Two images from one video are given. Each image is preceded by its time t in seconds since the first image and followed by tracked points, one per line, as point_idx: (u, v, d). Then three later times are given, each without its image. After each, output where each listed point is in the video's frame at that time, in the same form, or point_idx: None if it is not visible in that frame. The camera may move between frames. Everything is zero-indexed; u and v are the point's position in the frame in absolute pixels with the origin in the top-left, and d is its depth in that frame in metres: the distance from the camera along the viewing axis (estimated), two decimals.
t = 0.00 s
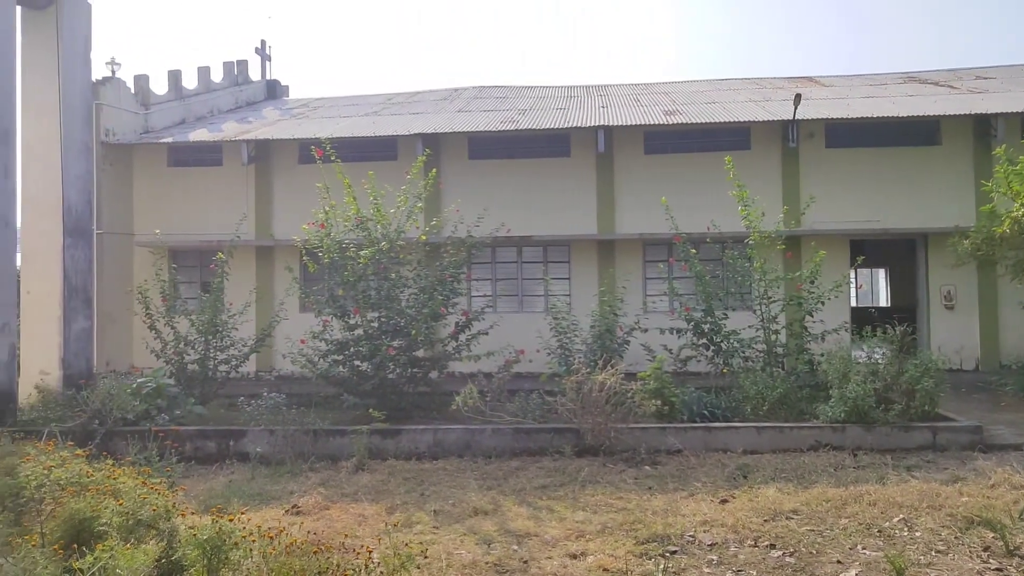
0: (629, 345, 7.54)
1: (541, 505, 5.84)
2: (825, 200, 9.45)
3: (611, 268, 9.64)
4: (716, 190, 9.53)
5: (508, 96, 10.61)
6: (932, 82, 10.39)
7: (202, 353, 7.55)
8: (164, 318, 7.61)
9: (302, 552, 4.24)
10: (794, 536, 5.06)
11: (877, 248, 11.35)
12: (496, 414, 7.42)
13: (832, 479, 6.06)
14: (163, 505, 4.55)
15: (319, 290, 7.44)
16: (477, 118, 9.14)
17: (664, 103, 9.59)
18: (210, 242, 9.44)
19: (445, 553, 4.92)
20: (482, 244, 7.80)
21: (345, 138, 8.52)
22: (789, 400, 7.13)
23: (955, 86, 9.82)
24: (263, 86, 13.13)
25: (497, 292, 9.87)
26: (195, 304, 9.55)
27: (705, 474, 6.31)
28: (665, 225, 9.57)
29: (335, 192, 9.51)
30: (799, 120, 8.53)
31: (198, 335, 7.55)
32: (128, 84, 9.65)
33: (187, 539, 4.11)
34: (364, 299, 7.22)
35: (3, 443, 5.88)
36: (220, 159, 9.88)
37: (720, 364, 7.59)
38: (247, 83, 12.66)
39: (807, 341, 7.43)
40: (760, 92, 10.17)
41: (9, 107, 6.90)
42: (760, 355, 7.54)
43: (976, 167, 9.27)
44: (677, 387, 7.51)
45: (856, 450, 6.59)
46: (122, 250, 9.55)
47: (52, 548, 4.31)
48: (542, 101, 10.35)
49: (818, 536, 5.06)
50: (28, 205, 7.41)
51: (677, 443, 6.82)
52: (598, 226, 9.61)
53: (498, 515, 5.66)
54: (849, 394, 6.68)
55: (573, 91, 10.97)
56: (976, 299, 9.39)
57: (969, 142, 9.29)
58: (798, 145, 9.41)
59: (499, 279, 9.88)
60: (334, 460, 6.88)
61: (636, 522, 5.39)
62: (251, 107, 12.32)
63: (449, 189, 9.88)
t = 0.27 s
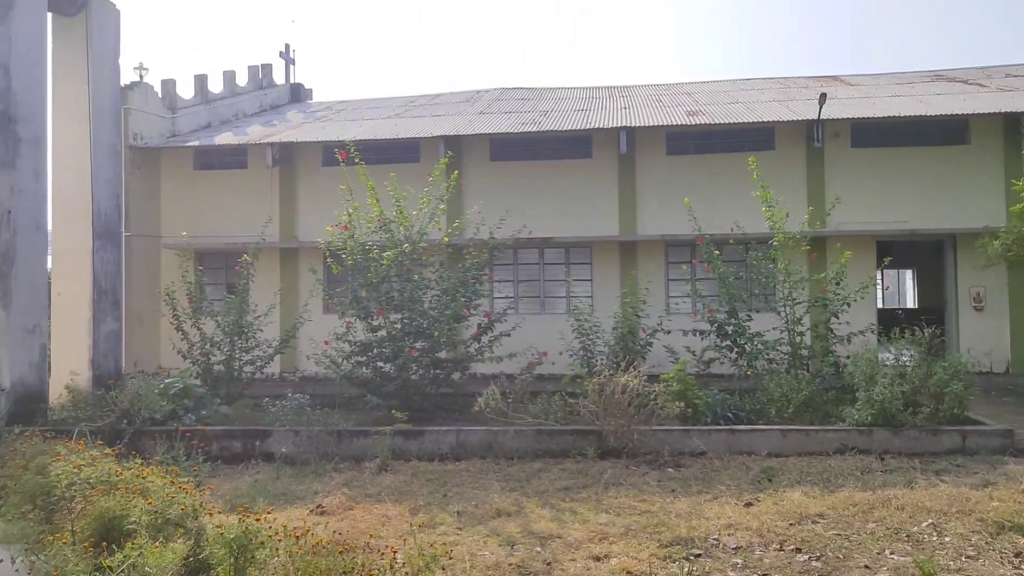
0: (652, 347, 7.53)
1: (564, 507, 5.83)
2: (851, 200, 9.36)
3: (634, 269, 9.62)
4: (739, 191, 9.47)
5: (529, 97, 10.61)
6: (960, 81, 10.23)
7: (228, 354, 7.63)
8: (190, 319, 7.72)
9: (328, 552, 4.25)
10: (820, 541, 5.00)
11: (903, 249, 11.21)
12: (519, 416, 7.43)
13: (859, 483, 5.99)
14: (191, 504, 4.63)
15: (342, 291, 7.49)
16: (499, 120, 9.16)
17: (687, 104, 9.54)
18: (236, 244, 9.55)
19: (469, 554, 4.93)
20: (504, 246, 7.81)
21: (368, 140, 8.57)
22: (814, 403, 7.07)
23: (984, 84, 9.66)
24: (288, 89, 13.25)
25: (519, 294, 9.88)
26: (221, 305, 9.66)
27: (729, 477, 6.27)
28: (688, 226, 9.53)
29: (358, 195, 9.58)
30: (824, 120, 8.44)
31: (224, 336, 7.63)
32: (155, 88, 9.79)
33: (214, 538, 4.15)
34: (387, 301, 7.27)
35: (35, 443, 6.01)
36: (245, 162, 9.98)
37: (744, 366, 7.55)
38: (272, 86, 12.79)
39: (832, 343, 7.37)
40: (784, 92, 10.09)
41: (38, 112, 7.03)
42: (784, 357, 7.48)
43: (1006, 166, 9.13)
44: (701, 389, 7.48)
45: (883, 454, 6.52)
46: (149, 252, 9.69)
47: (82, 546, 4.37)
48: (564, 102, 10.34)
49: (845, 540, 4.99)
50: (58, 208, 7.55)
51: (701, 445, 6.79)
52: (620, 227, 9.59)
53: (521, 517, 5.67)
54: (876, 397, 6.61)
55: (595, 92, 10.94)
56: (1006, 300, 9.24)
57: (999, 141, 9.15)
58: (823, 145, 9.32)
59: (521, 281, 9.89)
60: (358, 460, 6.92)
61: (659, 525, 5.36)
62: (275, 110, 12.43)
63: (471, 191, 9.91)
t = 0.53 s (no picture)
0: (674, 349, 7.51)
1: (586, 509, 5.81)
2: (876, 201, 9.25)
3: (656, 271, 9.57)
4: (763, 191, 9.39)
5: (551, 99, 10.61)
6: (989, 79, 10.07)
7: (252, 355, 7.71)
8: (215, 320, 7.81)
9: (353, 552, 4.26)
10: (846, 545, 4.93)
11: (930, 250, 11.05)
12: (541, 417, 7.43)
13: (886, 487, 5.91)
14: (217, 503, 4.68)
15: (365, 293, 7.54)
16: (520, 121, 9.17)
17: (710, 104, 9.48)
18: (260, 246, 9.65)
19: (491, 556, 4.93)
20: (526, 248, 7.81)
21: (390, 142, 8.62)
22: (839, 406, 7.00)
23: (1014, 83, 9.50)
24: (311, 92, 13.36)
25: (540, 295, 9.88)
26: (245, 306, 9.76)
27: (753, 480, 6.22)
28: (711, 227, 9.47)
29: (381, 197, 9.64)
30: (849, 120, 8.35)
31: (248, 337, 7.72)
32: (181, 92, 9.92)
33: (241, 537, 4.18)
34: (409, 302, 7.31)
35: (66, 442, 6.13)
36: (269, 164, 10.07)
37: (768, 369, 7.50)
38: (295, 90, 12.90)
39: (858, 345, 7.30)
40: (808, 92, 9.99)
41: (68, 115, 7.15)
42: (809, 360, 7.42)
43: None
44: (724, 391, 7.44)
45: (911, 457, 6.43)
46: (175, 254, 9.82)
47: (111, 543, 4.43)
48: (586, 103, 10.33)
49: (872, 545, 4.92)
50: (88, 211, 7.69)
51: (724, 448, 6.74)
52: (642, 229, 9.56)
53: (543, 518, 5.66)
54: (903, 400, 6.54)
55: (617, 93, 10.91)
56: None
57: None
58: (848, 145, 9.22)
59: (543, 282, 9.88)
60: (380, 461, 6.95)
61: (683, 528, 5.33)
62: (298, 113, 12.54)
63: (492, 193, 9.93)
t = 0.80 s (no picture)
0: (696, 351, 7.49)
1: (607, 512, 5.79)
2: (901, 201, 9.15)
3: (676, 273, 9.53)
4: (785, 193, 9.33)
5: (571, 101, 10.60)
6: (1016, 78, 9.92)
7: (275, 357, 7.79)
8: (238, 322, 7.89)
9: (375, 553, 4.25)
10: (871, 550, 4.86)
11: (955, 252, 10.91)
12: (561, 420, 7.43)
13: (912, 491, 5.84)
14: (241, 504, 4.71)
15: (386, 295, 7.58)
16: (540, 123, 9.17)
17: (731, 105, 9.43)
18: (283, 249, 9.73)
19: (513, 558, 4.93)
20: (546, 250, 7.81)
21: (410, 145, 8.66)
22: (864, 409, 6.94)
23: None
24: (332, 96, 13.46)
25: (561, 298, 9.87)
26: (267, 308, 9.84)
27: (776, 483, 6.17)
28: (733, 229, 9.42)
29: (402, 200, 9.69)
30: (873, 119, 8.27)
31: (271, 339, 7.79)
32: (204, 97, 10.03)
33: (264, 537, 4.19)
34: (430, 304, 7.34)
35: (93, 442, 6.22)
36: (291, 167, 10.16)
37: (791, 371, 7.46)
38: (317, 93, 13.01)
39: (883, 348, 7.25)
40: (830, 92, 9.91)
41: (95, 121, 7.27)
42: (833, 362, 7.37)
43: None
44: (746, 394, 7.40)
45: (937, 462, 6.35)
46: (199, 257, 9.93)
47: (138, 542, 4.46)
48: (606, 105, 10.32)
49: (898, 550, 4.85)
50: (115, 215, 7.85)
51: (747, 451, 6.69)
52: (663, 231, 9.53)
53: (564, 521, 5.65)
54: (929, 403, 6.46)
55: (637, 94, 10.89)
56: None
57: None
58: (872, 145, 9.13)
59: (563, 284, 9.87)
60: (402, 462, 6.98)
61: (705, 532, 5.28)
62: (320, 117, 12.64)
63: (512, 195, 9.94)
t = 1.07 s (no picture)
0: (717, 354, 7.46)
1: (628, 515, 5.77)
2: (926, 203, 9.05)
3: (698, 275, 9.49)
4: (808, 194, 9.25)
5: (591, 103, 10.59)
6: None
7: (297, 358, 7.87)
8: (261, 324, 7.97)
9: (397, 554, 4.27)
10: (897, 557, 4.79)
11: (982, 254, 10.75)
12: (582, 422, 7.42)
13: (938, 497, 5.75)
14: (264, 504, 4.75)
15: (406, 298, 7.62)
16: (561, 126, 9.16)
17: (753, 106, 9.37)
18: (305, 251, 9.81)
19: (534, 561, 4.91)
20: (566, 252, 7.80)
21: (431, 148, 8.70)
22: (889, 413, 6.86)
23: None
24: (353, 99, 13.55)
25: (581, 300, 9.85)
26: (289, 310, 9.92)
27: (799, 488, 6.11)
28: (756, 231, 9.35)
29: (423, 202, 9.74)
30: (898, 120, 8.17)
31: (293, 341, 7.87)
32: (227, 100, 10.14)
33: (287, 538, 4.21)
34: (450, 306, 7.36)
35: (120, 442, 6.31)
36: (313, 170, 10.24)
37: (814, 374, 7.41)
38: (338, 96, 13.10)
39: (908, 351, 7.18)
40: (854, 92, 9.81)
41: (121, 125, 7.38)
42: (856, 366, 7.29)
43: None
44: (768, 397, 7.35)
45: (964, 467, 6.27)
46: (223, 259, 10.05)
47: (163, 542, 4.50)
48: (626, 106, 10.29)
49: (925, 557, 4.77)
50: (141, 217, 7.95)
51: (769, 455, 6.63)
52: (684, 233, 9.50)
53: (585, 524, 5.63)
54: (955, 407, 6.37)
55: (658, 96, 10.85)
56: None
57: None
58: (896, 146, 9.03)
59: (583, 286, 9.86)
60: (422, 464, 7.00)
61: (727, 536, 5.22)
62: (341, 120, 12.73)
63: (533, 197, 9.94)
